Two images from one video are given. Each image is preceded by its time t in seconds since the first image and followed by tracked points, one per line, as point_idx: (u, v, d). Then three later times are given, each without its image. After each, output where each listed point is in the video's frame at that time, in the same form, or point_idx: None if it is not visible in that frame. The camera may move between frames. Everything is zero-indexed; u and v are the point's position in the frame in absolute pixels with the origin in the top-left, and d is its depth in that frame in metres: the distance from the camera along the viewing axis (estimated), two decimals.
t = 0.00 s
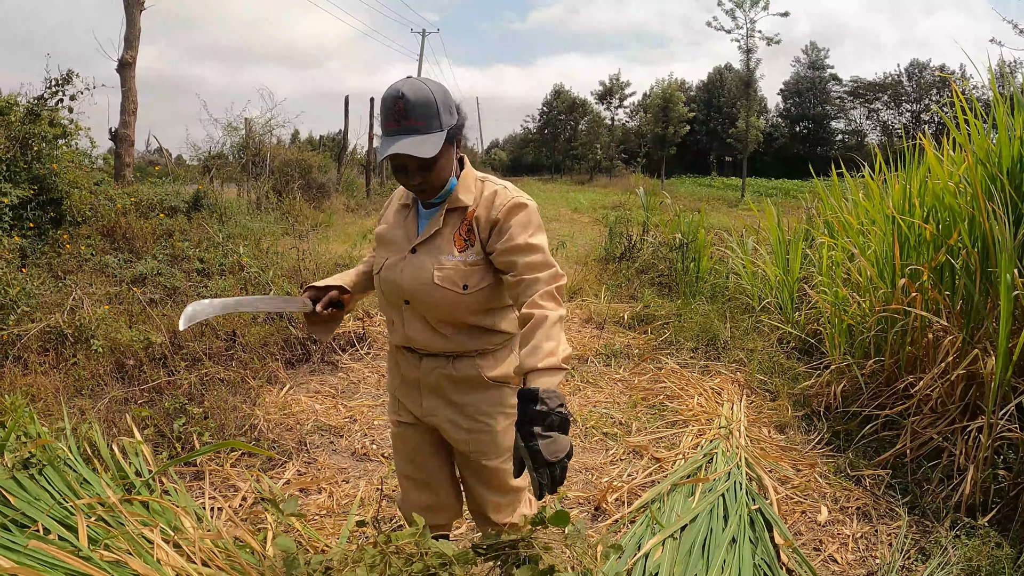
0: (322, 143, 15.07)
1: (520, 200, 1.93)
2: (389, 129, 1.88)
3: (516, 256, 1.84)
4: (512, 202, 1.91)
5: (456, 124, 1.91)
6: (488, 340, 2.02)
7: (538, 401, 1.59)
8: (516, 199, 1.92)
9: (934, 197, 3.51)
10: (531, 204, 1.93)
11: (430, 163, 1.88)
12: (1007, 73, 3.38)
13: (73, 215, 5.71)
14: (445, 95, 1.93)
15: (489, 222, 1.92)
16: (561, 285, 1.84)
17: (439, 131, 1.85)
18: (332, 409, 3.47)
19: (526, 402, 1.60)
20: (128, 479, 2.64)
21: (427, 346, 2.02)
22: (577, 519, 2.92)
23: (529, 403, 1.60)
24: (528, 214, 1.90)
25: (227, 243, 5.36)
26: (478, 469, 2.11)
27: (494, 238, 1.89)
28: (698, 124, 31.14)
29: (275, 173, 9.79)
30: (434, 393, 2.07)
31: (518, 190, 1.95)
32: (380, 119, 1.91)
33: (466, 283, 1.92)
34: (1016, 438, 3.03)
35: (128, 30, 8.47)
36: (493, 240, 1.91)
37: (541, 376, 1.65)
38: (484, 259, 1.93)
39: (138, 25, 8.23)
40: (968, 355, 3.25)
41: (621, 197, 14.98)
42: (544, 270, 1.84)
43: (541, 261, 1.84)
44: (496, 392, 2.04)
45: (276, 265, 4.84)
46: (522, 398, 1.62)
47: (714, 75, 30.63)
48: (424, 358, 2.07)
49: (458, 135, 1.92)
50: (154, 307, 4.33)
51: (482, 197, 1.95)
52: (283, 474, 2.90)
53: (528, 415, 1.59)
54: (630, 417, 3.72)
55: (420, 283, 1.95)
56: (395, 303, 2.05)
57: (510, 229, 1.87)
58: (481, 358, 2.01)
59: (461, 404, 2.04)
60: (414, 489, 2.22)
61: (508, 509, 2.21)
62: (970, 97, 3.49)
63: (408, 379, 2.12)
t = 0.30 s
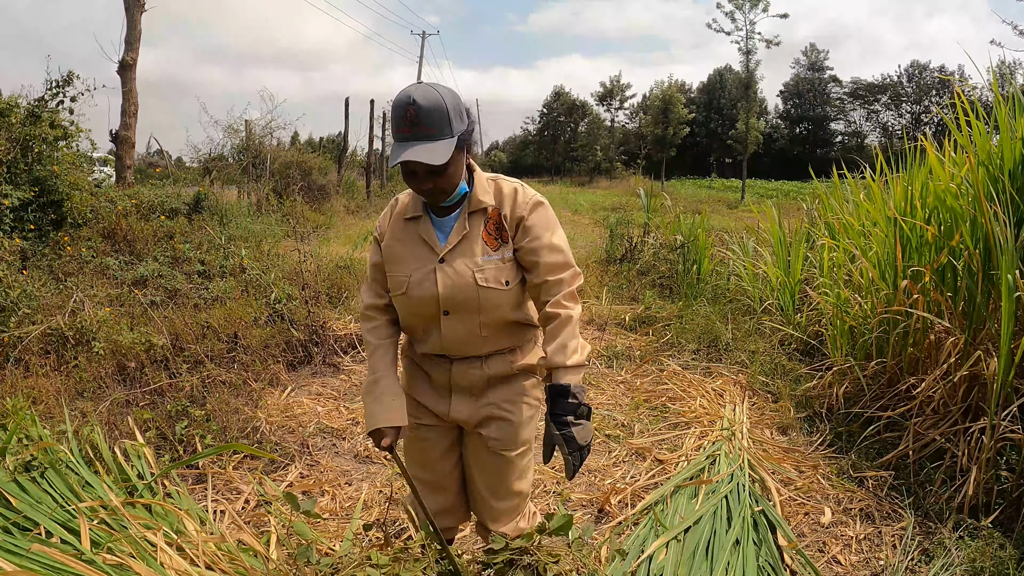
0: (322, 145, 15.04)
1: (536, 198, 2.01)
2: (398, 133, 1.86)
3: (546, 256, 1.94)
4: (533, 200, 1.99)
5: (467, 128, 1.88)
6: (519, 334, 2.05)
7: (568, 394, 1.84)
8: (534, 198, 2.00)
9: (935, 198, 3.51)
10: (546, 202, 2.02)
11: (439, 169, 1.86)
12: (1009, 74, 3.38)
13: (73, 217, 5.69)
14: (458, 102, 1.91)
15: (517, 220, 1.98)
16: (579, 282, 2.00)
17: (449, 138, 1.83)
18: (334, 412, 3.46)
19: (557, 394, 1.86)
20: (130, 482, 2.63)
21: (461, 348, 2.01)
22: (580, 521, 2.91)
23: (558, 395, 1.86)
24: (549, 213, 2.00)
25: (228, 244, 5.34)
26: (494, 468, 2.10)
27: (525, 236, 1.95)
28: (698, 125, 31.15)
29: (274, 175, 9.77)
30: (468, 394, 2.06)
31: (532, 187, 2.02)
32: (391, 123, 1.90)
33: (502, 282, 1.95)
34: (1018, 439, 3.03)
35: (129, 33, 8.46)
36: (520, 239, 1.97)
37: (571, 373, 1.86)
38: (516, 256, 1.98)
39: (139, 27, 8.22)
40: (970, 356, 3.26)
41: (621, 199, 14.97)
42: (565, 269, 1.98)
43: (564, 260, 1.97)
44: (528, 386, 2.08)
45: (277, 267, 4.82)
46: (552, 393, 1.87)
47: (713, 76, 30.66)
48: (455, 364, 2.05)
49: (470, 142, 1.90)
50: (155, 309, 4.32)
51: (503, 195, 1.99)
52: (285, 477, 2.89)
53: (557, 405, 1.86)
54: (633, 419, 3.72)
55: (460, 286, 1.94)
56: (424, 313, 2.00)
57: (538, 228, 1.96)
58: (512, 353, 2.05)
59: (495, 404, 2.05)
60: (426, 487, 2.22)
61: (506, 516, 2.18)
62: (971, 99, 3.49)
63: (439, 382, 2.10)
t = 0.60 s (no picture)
0: (320, 146, 14.98)
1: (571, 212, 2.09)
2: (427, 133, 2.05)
3: (578, 270, 2.02)
4: (566, 214, 2.07)
5: (485, 135, 1.99)
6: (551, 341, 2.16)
7: (620, 408, 2.04)
8: (569, 212, 2.07)
9: (935, 200, 3.52)
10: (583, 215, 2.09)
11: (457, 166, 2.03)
12: (1008, 77, 3.39)
13: (72, 219, 5.67)
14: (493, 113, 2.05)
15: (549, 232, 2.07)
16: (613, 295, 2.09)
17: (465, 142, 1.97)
18: (334, 415, 3.44)
19: (614, 404, 2.04)
20: (131, 486, 2.63)
21: (491, 353, 2.11)
22: (583, 524, 2.91)
23: (615, 405, 2.04)
24: (582, 226, 2.07)
25: (227, 247, 5.32)
26: (526, 467, 2.23)
27: (556, 249, 2.03)
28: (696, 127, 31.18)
29: (272, 177, 9.74)
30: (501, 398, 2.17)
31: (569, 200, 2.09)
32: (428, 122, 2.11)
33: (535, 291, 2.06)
34: (1019, 441, 3.05)
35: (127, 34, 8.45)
36: (552, 252, 2.05)
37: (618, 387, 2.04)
38: (546, 266, 2.07)
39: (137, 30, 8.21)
40: (970, 358, 3.27)
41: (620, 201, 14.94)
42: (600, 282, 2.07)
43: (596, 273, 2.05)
44: (560, 392, 2.19)
45: (276, 270, 4.81)
46: (605, 405, 2.06)
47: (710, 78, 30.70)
48: (487, 367, 2.17)
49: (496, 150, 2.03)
50: (154, 311, 4.30)
51: (537, 206, 2.09)
52: (287, 480, 2.88)
53: (615, 413, 2.04)
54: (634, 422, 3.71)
55: (488, 291, 2.05)
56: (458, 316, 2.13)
57: (570, 242, 2.04)
58: (546, 360, 2.15)
59: (527, 407, 2.16)
60: (443, 477, 2.17)
61: (536, 514, 2.29)
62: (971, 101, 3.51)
63: (474, 385, 2.21)
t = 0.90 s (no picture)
0: (321, 148, 14.94)
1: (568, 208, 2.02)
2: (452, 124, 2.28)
3: (553, 264, 1.96)
4: (556, 208, 2.01)
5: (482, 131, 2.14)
6: (543, 337, 2.14)
7: (574, 416, 1.95)
8: (562, 206, 2.01)
9: (939, 203, 3.52)
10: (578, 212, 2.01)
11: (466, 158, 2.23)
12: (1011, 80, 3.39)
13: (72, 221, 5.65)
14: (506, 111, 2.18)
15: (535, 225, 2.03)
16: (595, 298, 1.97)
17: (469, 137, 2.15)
18: (338, 418, 3.42)
19: (565, 412, 1.96)
20: (136, 491, 2.62)
21: (479, 339, 2.17)
22: (589, 528, 2.91)
23: (566, 413, 1.96)
24: (570, 222, 1.99)
25: (228, 249, 5.30)
26: (523, 460, 2.26)
27: (537, 240, 2.00)
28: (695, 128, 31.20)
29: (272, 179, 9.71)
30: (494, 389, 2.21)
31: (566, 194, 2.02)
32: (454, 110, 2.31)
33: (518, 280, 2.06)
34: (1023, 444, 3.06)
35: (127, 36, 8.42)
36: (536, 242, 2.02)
37: (569, 392, 1.94)
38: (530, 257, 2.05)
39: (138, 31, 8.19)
40: (974, 362, 3.27)
41: (622, 203, 14.92)
42: (580, 283, 1.97)
43: (575, 273, 1.96)
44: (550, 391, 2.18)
45: (278, 273, 4.80)
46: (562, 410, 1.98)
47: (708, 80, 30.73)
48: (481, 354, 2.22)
49: (501, 148, 2.17)
50: (156, 315, 4.29)
51: (533, 199, 2.08)
52: (292, 485, 2.87)
53: (567, 421, 1.97)
54: (638, 426, 3.68)
55: (474, 274, 2.11)
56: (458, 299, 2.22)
57: (552, 236, 1.98)
58: (535, 359, 2.14)
59: (516, 402, 2.18)
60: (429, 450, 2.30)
61: (545, 510, 2.31)
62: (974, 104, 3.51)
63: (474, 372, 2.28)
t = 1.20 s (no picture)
0: (324, 150, 14.90)
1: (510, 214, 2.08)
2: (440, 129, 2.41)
3: (489, 268, 2.04)
4: (496, 215, 2.07)
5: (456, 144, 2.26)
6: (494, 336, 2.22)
7: (471, 389, 1.95)
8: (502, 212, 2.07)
9: (947, 207, 3.54)
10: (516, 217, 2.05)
11: (440, 161, 2.34)
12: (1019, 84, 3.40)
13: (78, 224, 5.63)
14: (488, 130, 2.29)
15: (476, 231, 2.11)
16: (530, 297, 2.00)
17: (448, 144, 2.26)
18: (347, 422, 3.41)
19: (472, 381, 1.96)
20: (146, 496, 2.62)
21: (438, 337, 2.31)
22: (600, 532, 2.90)
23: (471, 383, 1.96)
24: (507, 228, 2.04)
25: (235, 252, 5.29)
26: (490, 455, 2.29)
27: (478, 245, 2.08)
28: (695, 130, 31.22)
29: (276, 182, 9.69)
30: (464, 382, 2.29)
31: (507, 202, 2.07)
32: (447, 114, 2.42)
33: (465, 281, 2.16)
34: None
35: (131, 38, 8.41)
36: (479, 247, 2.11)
37: (478, 370, 1.95)
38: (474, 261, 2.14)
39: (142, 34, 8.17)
40: (982, 365, 3.28)
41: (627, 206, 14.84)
42: (518, 282, 2.02)
43: (511, 274, 2.02)
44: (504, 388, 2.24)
45: (284, 275, 4.79)
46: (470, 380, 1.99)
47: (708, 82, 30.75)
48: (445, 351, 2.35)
49: (474, 161, 2.29)
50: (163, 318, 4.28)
51: (482, 207, 2.16)
52: (303, 489, 2.86)
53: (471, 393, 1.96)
54: (647, 429, 3.63)
55: (429, 279, 2.25)
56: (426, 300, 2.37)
57: (491, 241, 2.06)
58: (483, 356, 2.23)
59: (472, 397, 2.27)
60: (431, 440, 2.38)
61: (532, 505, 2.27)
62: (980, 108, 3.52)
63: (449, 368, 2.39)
